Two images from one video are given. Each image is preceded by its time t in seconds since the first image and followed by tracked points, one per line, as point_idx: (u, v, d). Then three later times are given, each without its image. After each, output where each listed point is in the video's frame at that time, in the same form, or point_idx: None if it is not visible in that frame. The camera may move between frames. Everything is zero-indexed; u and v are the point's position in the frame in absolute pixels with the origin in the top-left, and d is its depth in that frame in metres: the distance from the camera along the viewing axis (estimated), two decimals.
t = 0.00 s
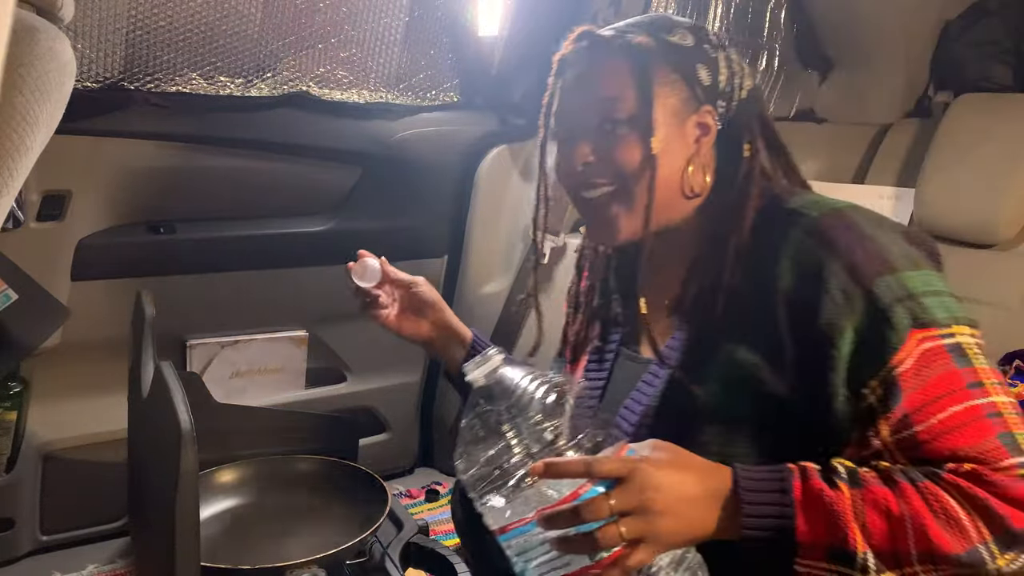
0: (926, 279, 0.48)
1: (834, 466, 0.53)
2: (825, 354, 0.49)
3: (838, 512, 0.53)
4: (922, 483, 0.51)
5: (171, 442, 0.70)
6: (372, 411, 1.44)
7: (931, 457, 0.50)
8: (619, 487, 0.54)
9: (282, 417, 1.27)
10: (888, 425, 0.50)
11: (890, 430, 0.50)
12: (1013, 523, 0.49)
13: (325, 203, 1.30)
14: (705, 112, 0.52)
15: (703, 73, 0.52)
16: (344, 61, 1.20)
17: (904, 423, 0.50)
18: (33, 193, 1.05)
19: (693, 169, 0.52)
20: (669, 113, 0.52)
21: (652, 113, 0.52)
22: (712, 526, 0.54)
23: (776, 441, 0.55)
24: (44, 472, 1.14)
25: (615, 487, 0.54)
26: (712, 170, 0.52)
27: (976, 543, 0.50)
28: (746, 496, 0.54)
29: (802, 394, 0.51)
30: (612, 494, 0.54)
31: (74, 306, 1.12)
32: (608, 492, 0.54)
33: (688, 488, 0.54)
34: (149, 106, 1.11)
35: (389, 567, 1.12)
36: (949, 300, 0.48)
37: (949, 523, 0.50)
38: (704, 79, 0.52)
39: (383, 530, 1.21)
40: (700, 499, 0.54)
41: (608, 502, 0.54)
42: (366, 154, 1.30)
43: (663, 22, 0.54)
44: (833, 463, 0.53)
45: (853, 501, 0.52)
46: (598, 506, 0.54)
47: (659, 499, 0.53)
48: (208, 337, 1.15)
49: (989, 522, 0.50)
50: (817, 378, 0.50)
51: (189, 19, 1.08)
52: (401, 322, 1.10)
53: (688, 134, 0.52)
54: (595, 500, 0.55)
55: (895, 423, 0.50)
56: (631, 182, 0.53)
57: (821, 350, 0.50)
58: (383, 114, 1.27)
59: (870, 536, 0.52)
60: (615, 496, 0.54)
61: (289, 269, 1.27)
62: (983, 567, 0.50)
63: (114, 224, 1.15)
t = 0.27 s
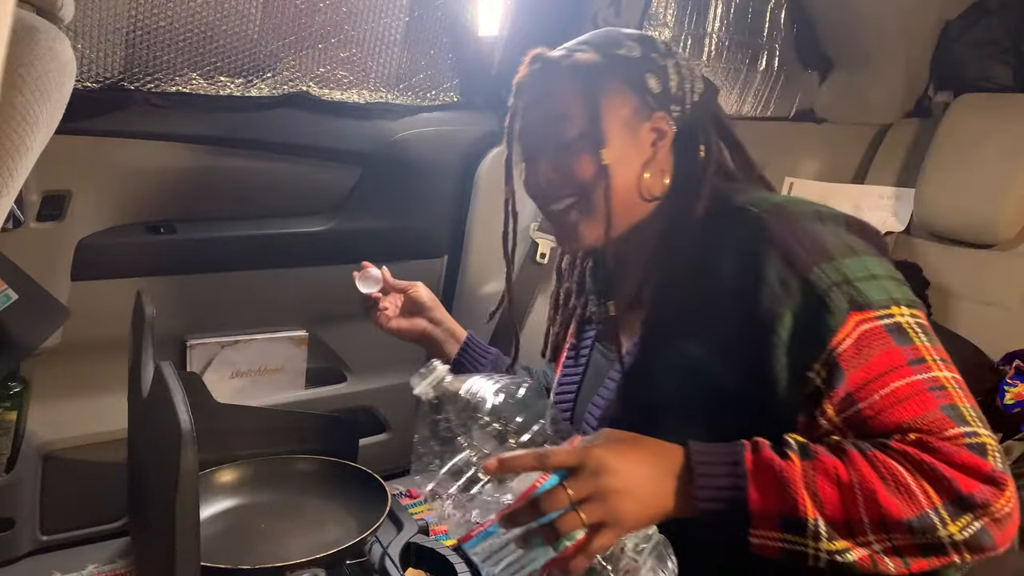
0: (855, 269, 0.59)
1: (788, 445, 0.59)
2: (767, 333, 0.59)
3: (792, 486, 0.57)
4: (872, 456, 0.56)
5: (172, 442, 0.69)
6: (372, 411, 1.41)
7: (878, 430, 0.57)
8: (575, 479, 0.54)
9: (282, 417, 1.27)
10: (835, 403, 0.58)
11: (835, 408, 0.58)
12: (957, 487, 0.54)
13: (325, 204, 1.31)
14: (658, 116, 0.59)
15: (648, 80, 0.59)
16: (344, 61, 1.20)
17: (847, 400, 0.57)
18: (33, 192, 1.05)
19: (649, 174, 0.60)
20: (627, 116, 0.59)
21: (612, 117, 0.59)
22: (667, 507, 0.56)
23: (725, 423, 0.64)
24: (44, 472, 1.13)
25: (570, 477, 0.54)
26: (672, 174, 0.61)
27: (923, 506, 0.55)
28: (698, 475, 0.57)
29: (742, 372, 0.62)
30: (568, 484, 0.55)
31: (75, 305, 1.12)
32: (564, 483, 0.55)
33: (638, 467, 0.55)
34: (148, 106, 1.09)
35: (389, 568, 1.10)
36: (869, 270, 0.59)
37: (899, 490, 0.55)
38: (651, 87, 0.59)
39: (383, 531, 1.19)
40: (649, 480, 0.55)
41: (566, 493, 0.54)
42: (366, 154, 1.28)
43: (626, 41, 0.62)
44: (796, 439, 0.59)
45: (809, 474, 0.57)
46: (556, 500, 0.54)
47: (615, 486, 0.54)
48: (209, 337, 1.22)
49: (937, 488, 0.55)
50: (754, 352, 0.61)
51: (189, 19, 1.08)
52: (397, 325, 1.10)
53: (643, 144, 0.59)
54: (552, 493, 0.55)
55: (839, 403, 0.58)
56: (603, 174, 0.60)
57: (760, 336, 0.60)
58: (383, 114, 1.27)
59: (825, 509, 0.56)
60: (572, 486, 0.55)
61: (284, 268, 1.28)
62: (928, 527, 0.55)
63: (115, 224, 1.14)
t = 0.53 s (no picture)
0: (808, 254, 0.59)
1: (733, 412, 0.56)
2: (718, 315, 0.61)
3: (731, 445, 0.53)
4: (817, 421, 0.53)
5: (172, 442, 0.69)
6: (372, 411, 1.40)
7: (826, 398, 0.54)
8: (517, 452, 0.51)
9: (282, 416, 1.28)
10: (787, 376, 0.55)
11: (785, 382, 0.56)
12: (903, 451, 0.51)
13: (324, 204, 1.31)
14: (625, 120, 0.70)
15: (611, 89, 0.71)
16: (344, 61, 1.20)
17: (796, 373, 0.55)
18: (33, 193, 1.05)
19: (613, 175, 0.71)
20: (587, 128, 0.71)
21: (573, 131, 0.71)
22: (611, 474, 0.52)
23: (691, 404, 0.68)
24: (44, 472, 1.13)
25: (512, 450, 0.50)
26: (637, 174, 0.71)
27: (867, 471, 0.51)
28: (641, 440, 0.54)
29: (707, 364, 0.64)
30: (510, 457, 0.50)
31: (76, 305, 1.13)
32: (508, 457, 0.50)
33: (580, 438, 0.52)
34: (148, 107, 1.09)
35: (389, 567, 1.07)
36: (823, 256, 0.59)
37: (843, 454, 0.51)
38: (613, 93, 0.71)
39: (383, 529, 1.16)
40: (596, 451, 0.52)
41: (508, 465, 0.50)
42: (367, 154, 1.28)
43: (588, 53, 0.73)
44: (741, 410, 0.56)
45: (752, 437, 0.53)
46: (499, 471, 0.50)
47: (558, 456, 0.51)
48: (210, 337, 1.22)
49: (885, 452, 0.51)
50: (730, 335, 0.59)
51: (189, 19, 1.08)
52: (399, 324, 1.09)
53: (605, 148, 0.70)
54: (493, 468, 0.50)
55: (790, 377, 0.55)
56: (568, 183, 0.71)
57: (729, 318, 0.60)
58: (382, 114, 1.27)
59: (767, 471, 0.53)
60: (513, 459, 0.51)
61: (285, 269, 1.28)
62: (872, 493, 0.51)
63: (115, 225, 1.14)
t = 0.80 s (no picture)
0: (762, 234, 0.58)
1: (675, 387, 0.55)
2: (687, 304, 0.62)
3: (667, 417, 0.53)
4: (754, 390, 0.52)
5: (171, 442, 0.70)
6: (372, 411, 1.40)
7: (766, 368, 0.53)
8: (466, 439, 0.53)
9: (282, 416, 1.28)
10: (732, 350, 0.55)
11: (732, 355, 0.55)
12: (837, 413, 0.49)
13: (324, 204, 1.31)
14: (609, 125, 0.73)
15: (595, 96, 0.73)
16: (344, 61, 1.20)
17: (742, 346, 0.54)
18: (33, 193, 1.05)
19: (599, 178, 0.74)
20: (574, 133, 0.74)
21: (560, 134, 0.74)
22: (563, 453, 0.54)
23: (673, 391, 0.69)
24: (44, 471, 1.13)
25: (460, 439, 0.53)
26: (624, 175, 0.74)
27: (801, 436, 0.50)
28: (582, 417, 0.54)
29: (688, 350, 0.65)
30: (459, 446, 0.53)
31: (76, 305, 1.13)
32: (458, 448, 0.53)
33: (531, 423, 0.54)
34: (149, 107, 1.09)
35: (389, 567, 1.06)
36: (778, 236, 0.58)
37: (776, 420, 0.50)
38: (596, 100, 0.73)
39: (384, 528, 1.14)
40: (545, 433, 0.54)
41: (457, 455, 0.52)
42: (367, 155, 1.28)
43: (574, 62, 0.76)
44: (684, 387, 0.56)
45: (688, 408, 0.53)
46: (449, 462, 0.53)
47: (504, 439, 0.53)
48: (209, 337, 1.22)
49: (819, 415, 0.49)
50: (693, 318, 0.60)
51: (189, 19, 1.08)
52: (401, 324, 1.10)
53: (590, 151, 0.73)
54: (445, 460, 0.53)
55: (737, 350, 0.55)
56: (556, 186, 0.75)
57: (692, 301, 0.60)
58: (383, 114, 1.27)
59: (702, 440, 0.52)
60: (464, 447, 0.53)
61: (285, 269, 1.28)
62: (807, 458, 0.49)
63: (115, 225, 1.15)
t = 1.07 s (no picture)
0: (726, 220, 0.59)
1: (632, 368, 0.57)
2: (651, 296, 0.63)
3: (621, 394, 0.54)
4: (706, 366, 0.53)
5: (171, 442, 0.70)
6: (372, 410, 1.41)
7: (720, 346, 0.54)
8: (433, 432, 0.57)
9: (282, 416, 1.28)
10: (693, 329, 0.57)
11: (693, 332, 0.57)
12: (782, 380, 0.50)
13: (324, 204, 1.31)
14: (600, 130, 0.76)
15: (586, 102, 0.77)
16: (344, 61, 1.20)
17: (702, 323, 0.56)
18: (33, 193, 1.05)
19: (591, 179, 0.78)
20: (567, 138, 0.77)
21: (555, 140, 0.78)
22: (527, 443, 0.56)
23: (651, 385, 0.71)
24: (44, 471, 1.13)
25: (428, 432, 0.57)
26: (616, 177, 0.78)
27: (748, 404, 0.51)
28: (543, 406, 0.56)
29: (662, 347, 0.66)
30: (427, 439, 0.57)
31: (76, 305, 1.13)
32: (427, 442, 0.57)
33: (494, 414, 0.57)
34: (149, 107, 1.09)
35: (390, 568, 1.05)
36: (742, 223, 0.59)
37: (725, 391, 0.51)
38: (587, 106, 0.77)
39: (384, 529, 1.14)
40: (506, 421, 0.56)
41: (423, 446, 0.56)
42: (367, 155, 1.28)
43: (565, 71, 0.80)
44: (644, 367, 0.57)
45: (641, 386, 0.54)
46: (417, 454, 0.56)
47: (467, 430, 0.56)
48: (209, 337, 1.22)
49: (766, 384, 0.50)
50: (664, 305, 0.62)
51: (189, 20, 1.08)
52: (404, 325, 1.10)
53: (583, 155, 0.77)
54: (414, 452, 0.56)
55: (697, 328, 0.56)
56: (552, 189, 0.79)
57: (662, 287, 0.62)
58: (383, 114, 1.27)
59: (654, 415, 0.53)
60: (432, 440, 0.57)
61: (285, 269, 1.28)
62: (754, 426, 0.50)
63: (115, 225, 1.15)
